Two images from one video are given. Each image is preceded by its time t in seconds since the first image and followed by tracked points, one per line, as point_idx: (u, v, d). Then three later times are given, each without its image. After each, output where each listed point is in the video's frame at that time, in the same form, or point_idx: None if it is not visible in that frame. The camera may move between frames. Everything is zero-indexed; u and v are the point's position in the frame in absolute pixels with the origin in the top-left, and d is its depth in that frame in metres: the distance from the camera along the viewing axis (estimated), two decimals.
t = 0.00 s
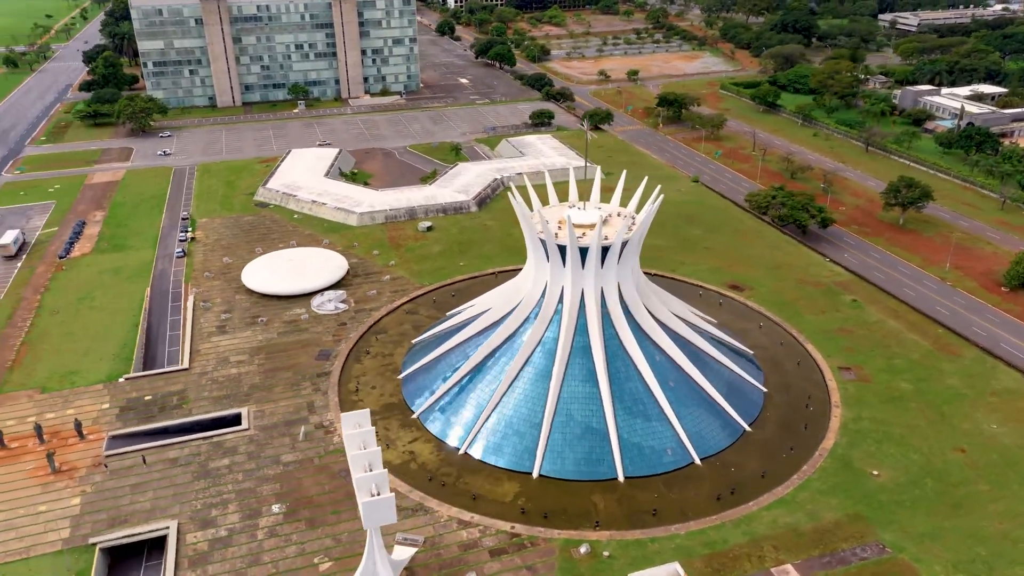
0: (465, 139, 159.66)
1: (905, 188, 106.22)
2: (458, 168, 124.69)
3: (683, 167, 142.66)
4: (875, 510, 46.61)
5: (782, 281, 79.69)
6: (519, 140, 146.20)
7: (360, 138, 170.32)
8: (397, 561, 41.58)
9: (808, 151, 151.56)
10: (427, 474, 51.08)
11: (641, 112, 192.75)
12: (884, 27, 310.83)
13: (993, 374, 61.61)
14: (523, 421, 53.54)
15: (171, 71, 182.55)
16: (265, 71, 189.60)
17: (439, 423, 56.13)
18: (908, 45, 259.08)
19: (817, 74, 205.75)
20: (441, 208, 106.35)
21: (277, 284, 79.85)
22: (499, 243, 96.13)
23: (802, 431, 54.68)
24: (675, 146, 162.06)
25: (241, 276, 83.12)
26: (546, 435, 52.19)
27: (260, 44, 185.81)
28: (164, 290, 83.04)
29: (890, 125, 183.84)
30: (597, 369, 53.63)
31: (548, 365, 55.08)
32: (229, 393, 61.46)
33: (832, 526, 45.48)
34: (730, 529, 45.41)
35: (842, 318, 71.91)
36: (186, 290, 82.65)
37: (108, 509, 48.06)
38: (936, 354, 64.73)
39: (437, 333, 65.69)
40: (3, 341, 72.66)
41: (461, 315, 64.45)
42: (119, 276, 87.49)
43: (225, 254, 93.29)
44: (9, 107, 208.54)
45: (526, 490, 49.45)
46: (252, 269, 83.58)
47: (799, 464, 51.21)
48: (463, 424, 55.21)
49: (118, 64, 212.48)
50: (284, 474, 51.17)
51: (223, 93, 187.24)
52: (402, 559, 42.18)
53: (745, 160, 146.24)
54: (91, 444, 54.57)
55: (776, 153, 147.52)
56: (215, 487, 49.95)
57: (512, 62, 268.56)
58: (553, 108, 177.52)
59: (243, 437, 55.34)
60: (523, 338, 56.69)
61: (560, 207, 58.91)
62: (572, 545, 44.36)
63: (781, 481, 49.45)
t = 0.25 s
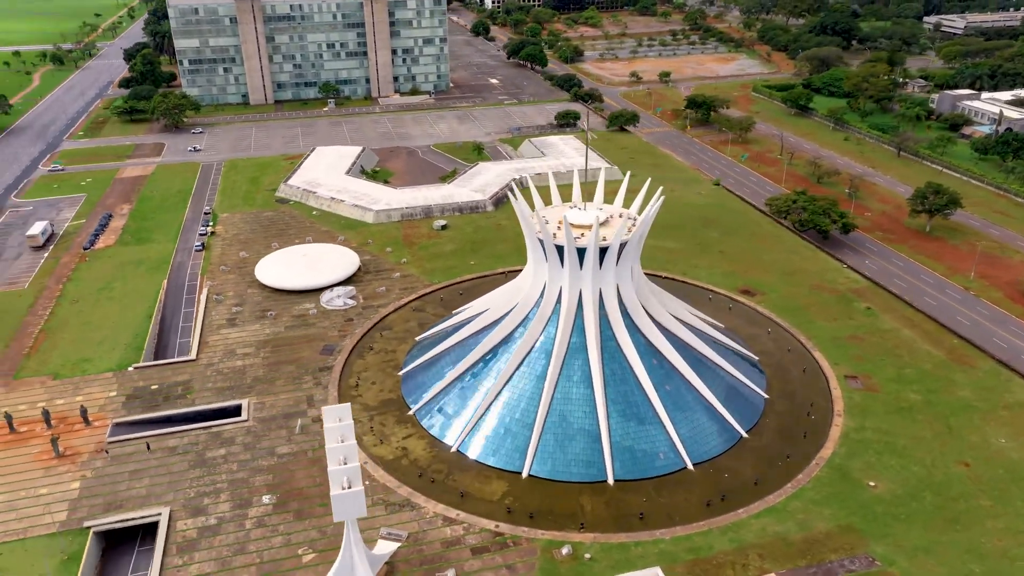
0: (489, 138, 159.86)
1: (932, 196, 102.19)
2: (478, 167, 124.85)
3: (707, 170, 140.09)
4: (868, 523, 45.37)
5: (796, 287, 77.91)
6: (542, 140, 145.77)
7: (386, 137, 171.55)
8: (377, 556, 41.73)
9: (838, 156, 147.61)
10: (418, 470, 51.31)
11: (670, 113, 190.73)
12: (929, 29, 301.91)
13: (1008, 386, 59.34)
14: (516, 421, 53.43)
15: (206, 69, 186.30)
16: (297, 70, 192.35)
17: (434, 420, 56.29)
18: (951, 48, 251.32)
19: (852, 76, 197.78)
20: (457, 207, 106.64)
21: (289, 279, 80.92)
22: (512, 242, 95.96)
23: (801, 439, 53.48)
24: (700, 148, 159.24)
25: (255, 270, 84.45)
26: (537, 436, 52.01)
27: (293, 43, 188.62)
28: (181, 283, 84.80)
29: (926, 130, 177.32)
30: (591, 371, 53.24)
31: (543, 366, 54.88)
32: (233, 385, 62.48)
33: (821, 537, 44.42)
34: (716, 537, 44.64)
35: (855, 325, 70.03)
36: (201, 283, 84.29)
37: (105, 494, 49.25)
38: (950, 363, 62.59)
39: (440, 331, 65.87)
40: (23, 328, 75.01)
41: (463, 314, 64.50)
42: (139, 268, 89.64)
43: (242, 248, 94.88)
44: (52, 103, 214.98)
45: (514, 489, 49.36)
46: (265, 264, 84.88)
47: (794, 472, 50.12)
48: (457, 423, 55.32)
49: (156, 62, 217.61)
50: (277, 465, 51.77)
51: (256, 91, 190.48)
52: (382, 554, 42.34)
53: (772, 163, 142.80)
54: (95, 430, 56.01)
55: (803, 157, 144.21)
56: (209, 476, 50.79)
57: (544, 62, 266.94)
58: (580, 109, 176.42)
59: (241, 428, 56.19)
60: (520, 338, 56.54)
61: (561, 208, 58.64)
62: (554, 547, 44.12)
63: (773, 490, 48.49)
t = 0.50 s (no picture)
0: (513, 138, 159.85)
1: (959, 203, 99.13)
2: (498, 166, 124.82)
3: (730, 171, 137.74)
4: (857, 536, 44.33)
5: (808, 293, 76.33)
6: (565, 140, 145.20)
7: (412, 135, 172.42)
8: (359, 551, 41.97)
9: (867, 161, 144.04)
10: (408, 467, 51.50)
11: (698, 115, 188.32)
12: (974, 31, 292.11)
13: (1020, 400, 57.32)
14: (507, 420, 53.29)
15: (240, 66, 189.83)
16: (329, 68, 194.93)
17: (428, 417, 56.40)
18: (996, 51, 243.32)
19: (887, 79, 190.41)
20: (474, 207, 106.82)
21: (300, 274, 82.09)
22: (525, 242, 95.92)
23: (798, 448, 52.46)
24: (726, 150, 156.50)
25: (269, 265, 85.81)
26: (528, 436, 51.84)
27: (325, 42, 191.43)
28: (197, 275, 86.57)
29: (963, 136, 171.62)
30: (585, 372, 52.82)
31: (538, 366, 54.62)
32: (236, 377, 63.56)
33: (808, 548, 43.60)
34: (700, 544, 44.09)
35: (865, 332, 68.43)
36: (217, 276, 85.93)
37: (104, 479, 50.56)
38: (961, 374, 60.74)
39: (442, 329, 65.97)
40: (43, 317, 77.34)
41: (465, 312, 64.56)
42: (159, 260, 91.74)
43: (260, 243, 96.48)
44: (92, 99, 221.04)
45: (501, 489, 49.31)
46: (279, 259, 86.19)
47: (787, 481, 49.19)
48: (451, 420, 55.36)
49: (193, 60, 222.37)
50: (271, 457, 52.52)
51: (288, 89, 193.57)
52: (365, 550, 42.60)
53: (799, 167, 139.67)
54: (101, 418, 57.58)
55: (830, 161, 141.06)
56: (205, 466, 51.77)
57: (574, 63, 265.13)
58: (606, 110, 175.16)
59: (241, 419, 57.11)
60: (516, 337, 56.38)
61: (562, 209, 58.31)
62: (536, 547, 43.99)
63: (763, 498, 47.63)
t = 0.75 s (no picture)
0: (541, 138, 159.85)
1: (988, 214, 96.18)
2: (521, 167, 124.99)
3: (757, 176, 135.61)
4: (842, 553, 43.48)
5: (821, 303, 74.81)
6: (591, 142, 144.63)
7: (441, 133, 173.48)
8: (339, 544, 42.52)
9: (900, 168, 140.52)
10: (398, 463, 52.00)
11: (731, 118, 185.72)
12: None
13: None
14: (499, 421, 53.45)
15: (279, 63, 193.61)
16: (364, 66, 197.43)
17: (423, 414, 56.81)
18: None
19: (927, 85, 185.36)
20: (492, 207, 107.22)
21: (314, 269, 83.52)
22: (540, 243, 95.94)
23: (792, 460, 51.62)
24: (755, 154, 154.10)
25: (285, 259, 87.46)
26: (518, 438, 51.98)
27: (362, 40, 193.86)
28: (217, 268, 88.60)
29: (1006, 144, 166.02)
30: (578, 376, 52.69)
31: (533, 368, 54.66)
32: (243, 369, 64.99)
33: (790, 563, 42.90)
34: (680, 554, 43.71)
35: (876, 343, 66.82)
36: (235, 269, 87.87)
37: (106, 463, 52.25)
38: (971, 391, 58.98)
39: (445, 328, 66.35)
40: (67, 303, 80.02)
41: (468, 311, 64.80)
42: (182, 251, 94.15)
43: (280, 237, 98.33)
44: (137, 93, 227.42)
45: (488, 489, 49.52)
46: (296, 253, 87.80)
47: (776, 493, 48.44)
48: (444, 418, 55.68)
49: (234, 56, 227.18)
50: (267, 448, 53.55)
51: (324, 86, 196.64)
52: (346, 543, 43.16)
53: (829, 173, 136.87)
54: (110, 404, 59.52)
55: (861, 168, 137.93)
56: (203, 454, 53.08)
57: (610, 64, 263.06)
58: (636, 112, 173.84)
59: (242, 410, 58.44)
60: (513, 339, 56.47)
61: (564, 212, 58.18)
62: (515, 549, 44.09)
63: (750, 510, 46.99)
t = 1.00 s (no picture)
0: (564, 139, 159.65)
1: (1013, 224, 93.82)
2: (540, 167, 125.08)
3: (780, 180, 133.84)
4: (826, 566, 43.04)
5: (831, 313, 73.81)
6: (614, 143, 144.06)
7: (467, 132, 174.07)
8: (324, 539, 43.27)
9: (929, 175, 137.45)
10: (390, 461, 52.67)
11: (759, 121, 183.24)
12: None
13: None
14: (492, 421, 53.82)
15: (311, 60, 196.49)
16: (395, 64, 199.12)
17: (419, 412, 57.39)
18: None
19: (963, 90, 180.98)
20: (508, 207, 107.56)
21: (327, 265, 84.76)
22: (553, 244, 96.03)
23: (785, 470, 51.10)
24: (781, 158, 151.97)
25: (299, 254, 88.91)
26: (510, 439, 52.35)
27: (392, 38, 195.46)
28: (234, 261, 90.51)
29: None
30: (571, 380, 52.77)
31: (527, 370, 54.87)
32: (249, 362, 66.35)
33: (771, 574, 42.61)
34: (661, 561, 43.67)
35: (883, 354, 65.69)
36: (251, 263, 89.65)
37: (110, 450, 53.90)
38: (976, 406, 57.74)
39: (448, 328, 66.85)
40: (88, 294, 82.51)
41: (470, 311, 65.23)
42: (202, 244, 96.31)
43: (298, 233, 99.94)
44: (175, 87, 232.54)
45: (475, 489, 49.92)
46: (310, 249, 89.18)
47: (765, 503, 48.00)
48: (438, 417, 56.18)
49: (269, 52, 230.70)
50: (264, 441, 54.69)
51: (355, 83, 198.90)
52: (331, 537, 43.94)
53: (854, 178, 134.47)
54: (119, 392, 61.39)
55: (888, 174, 135.24)
56: (203, 444, 54.42)
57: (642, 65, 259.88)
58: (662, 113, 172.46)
59: (244, 402, 59.72)
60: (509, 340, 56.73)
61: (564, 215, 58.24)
62: (497, 550, 44.44)
63: (736, 519, 46.69)
